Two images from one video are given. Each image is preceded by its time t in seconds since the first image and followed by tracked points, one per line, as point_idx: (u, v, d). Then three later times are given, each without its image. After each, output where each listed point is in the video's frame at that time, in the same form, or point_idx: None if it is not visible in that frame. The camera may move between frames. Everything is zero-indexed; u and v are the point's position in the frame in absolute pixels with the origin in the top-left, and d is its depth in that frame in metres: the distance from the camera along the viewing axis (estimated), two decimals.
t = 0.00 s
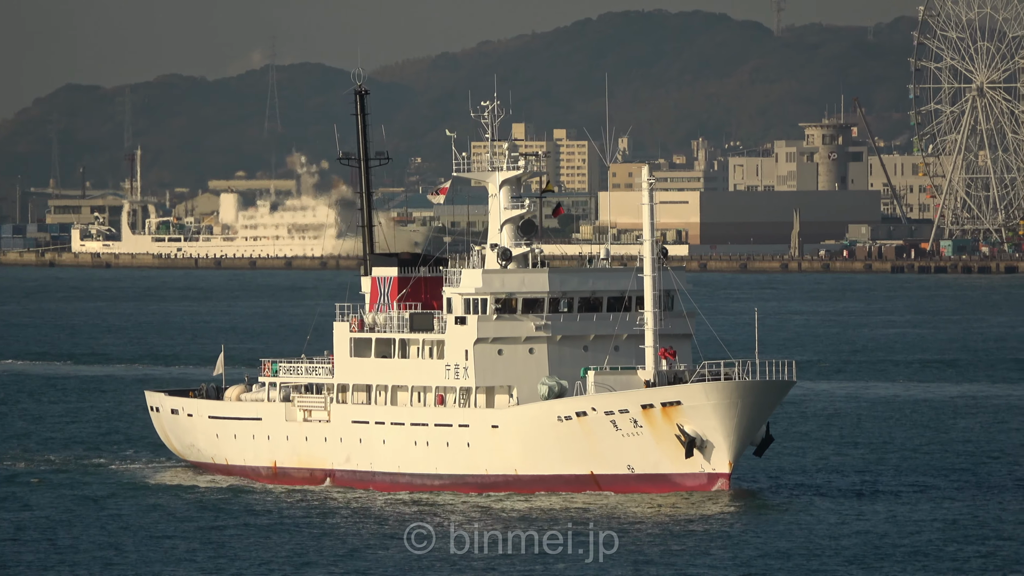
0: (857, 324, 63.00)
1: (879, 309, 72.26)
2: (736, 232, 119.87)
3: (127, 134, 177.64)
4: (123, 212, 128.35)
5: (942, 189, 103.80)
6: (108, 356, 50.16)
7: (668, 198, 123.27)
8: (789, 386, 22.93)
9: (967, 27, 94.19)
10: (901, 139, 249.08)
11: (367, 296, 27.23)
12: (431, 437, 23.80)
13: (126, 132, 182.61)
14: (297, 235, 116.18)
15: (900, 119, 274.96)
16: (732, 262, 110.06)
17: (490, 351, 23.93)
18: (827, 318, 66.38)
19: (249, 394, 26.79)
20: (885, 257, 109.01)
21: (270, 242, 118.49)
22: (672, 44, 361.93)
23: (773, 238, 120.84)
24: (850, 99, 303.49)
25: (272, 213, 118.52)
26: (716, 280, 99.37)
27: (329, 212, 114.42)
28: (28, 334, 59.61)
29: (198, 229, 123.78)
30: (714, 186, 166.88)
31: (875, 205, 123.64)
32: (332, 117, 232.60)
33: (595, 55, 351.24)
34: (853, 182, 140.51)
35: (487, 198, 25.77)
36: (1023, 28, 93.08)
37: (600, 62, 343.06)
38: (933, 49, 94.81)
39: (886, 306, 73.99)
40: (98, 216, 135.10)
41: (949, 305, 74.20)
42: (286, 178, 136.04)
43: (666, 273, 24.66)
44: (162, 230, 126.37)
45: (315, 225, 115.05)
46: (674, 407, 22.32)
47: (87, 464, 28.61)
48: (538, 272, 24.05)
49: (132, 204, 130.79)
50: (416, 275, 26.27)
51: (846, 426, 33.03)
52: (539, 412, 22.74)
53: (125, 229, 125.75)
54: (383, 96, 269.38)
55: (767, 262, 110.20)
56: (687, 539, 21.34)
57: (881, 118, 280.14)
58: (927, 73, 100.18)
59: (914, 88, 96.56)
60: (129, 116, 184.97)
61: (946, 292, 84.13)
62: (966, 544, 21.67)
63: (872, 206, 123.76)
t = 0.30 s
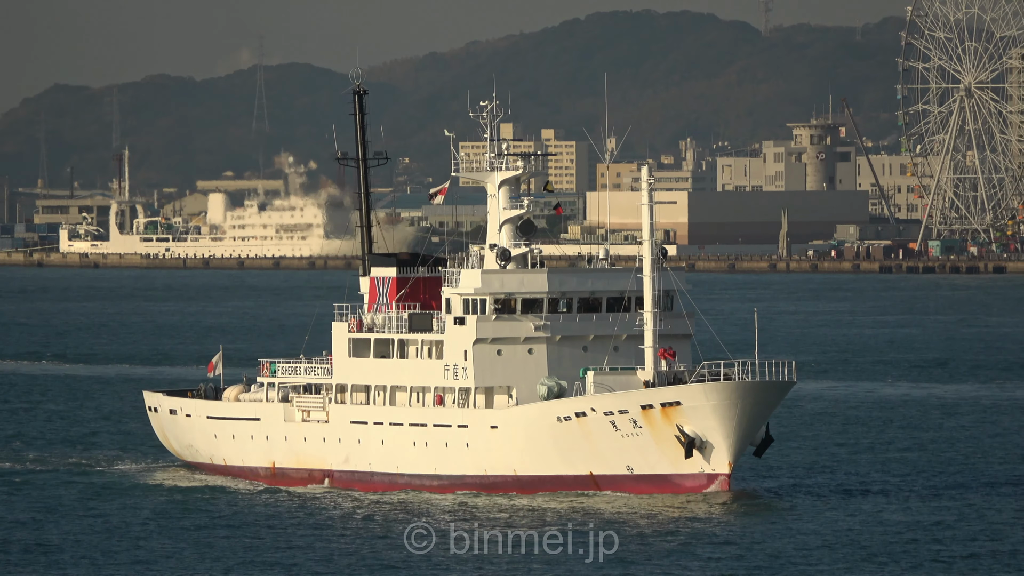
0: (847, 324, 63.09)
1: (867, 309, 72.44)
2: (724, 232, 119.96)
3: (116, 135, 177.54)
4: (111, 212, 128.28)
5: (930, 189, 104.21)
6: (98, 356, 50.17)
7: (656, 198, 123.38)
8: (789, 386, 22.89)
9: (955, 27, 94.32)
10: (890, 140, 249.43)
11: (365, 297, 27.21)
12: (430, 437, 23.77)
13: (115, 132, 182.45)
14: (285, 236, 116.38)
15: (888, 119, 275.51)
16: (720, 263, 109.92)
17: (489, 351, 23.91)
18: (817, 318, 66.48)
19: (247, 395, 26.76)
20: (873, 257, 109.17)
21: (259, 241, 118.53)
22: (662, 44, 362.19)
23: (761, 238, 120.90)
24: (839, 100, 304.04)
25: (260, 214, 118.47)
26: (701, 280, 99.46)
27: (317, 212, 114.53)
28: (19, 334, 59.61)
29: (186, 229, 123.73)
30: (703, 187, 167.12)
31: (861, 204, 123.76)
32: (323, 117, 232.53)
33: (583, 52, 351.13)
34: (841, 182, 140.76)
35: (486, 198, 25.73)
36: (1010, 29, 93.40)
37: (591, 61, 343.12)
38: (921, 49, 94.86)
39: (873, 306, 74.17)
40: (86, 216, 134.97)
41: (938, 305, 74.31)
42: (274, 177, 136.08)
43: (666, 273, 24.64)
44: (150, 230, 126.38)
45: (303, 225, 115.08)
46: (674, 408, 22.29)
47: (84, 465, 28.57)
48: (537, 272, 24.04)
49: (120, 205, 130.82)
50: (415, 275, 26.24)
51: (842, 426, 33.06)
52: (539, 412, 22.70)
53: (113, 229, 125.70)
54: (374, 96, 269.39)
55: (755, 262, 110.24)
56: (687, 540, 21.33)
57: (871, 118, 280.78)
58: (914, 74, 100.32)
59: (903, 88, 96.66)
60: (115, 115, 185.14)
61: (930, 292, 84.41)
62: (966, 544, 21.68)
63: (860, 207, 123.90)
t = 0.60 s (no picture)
0: (838, 323, 63.24)
1: (856, 309, 72.55)
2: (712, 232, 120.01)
3: (105, 135, 177.47)
4: (100, 212, 128.25)
5: (918, 189, 104.70)
6: (89, 357, 50.15)
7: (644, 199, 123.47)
8: (789, 387, 22.83)
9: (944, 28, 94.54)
10: (880, 140, 249.95)
11: (365, 297, 27.18)
12: (428, 438, 23.76)
13: (104, 132, 182.16)
14: (274, 236, 116.50)
15: (876, 119, 276.04)
16: (708, 262, 109.89)
17: (489, 352, 23.87)
18: (808, 317, 66.58)
19: (246, 395, 26.73)
20: (862, 257, 109.39)
21: (248, 240, 118.53)
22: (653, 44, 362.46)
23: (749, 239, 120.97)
24: (828, 100, 304.69)
25: (248, 214, 118.46)
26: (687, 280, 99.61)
27: (305, 212, 114.57)
28: (9, 334, 59.59)
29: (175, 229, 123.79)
30: (692, 187, 167.29)
31: (849, 205, 124.09)
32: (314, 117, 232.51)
33: (574, 51, 351.23)
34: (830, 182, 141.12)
35: (485, 198, 25.70)
36: (998, 29, 93.79)
37: (581, 60, 343.19)
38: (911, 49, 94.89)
39: (861, 306, 74.32)
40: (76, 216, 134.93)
41: (927, 305, 74.49)
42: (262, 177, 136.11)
43: (666, 273, 24.61)
44: (139, 230, 126.49)
45: (292, 226, 114.94)
46: (673, 408, 22.24)
47: (81, 465, 28.55)
48: (536, 273, 24.01)
49: (109, 205, 130.78)
50: (414, 275, 26.20)
51: (836, 426, 33.07)
52: (537, 413, 22.66)
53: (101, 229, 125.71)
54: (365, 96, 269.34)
55: (743, 262, 110.31)
56: (686, 540, 21.33)
57: (860, 118, 281.47)
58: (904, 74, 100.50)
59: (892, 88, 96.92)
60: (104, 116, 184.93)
61: (916, 292, 84.69)
62: (966, 545, 21.68)
63: (849, 207, 124.07)
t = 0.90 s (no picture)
0: (827, 324, 63.32)
1: (845, 308, 72.62)
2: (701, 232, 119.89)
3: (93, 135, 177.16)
4: (87, 211, 128.10)
5: (907, 189, 105.12)
6: (79, 356, 50.02)
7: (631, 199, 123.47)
8: (789, 388, 22.83)
9: (932, 27, 94.68)
10: (868, 141, 250.39)
11: (363, 297, 27.16)
12: (427, 439, 23.72)
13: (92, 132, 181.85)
14: (261, 236, 116.07)
15: (863, 119, 276.54)
16: (696, 263, 109.79)
17: (487, 352, 23.85)
18: (797, 318, 66.65)
19: (244, 396, 26.71)
20: (850, 257, 109.43)
21: (235, 241, 118.45)
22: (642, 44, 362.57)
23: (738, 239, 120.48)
24: (815, 100, 305.23)
25: (236, 214, 118.18)
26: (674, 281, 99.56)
27: (293, 212, 113.95)
28: None
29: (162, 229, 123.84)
30: (681, 187, 167.32)
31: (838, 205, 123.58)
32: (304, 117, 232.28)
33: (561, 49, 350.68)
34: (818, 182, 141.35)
35: (484, 198, 25.67)
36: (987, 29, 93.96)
37: (571, 58, 343.07)
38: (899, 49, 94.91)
39: (848, 305, 74.42)
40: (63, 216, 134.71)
41: (914, 305, 74.67)
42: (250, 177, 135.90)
43: (665, 274, 24.61)
44: (126, 230, 126.44)
45: (280, 226, 114.73)
46: (673, 409, 22.21)
47: (78, 466, 28.50)
48: (536, 273, 24.00)
49: (95, 205, 130.45)
50: (412, 276, 26.16)
51: (831, 426, 33.08)
52: (537, 414, 22.62)
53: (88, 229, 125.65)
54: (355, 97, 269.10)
55: (731, 262, 110.13)
56: (686, 541, 21.33)
57: (848, 117, 282.08)
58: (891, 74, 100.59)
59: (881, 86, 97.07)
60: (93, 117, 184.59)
61: (903, 292, 84.97)
62: (965, 545, 21.71)
63: (838, 208, 124.10)
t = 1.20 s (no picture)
0: (818, 324, 63.44)
1: (835, 308, 72.80)
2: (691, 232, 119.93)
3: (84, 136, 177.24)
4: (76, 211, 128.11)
5: (896, 189, 105.40)
6: (71, 356, 50.12)
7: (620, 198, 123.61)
8: (789, 388, 22.80)
9: (921, 28, 94.80)
10: (858, 140, 250.80)
11: (363, 297, 27.15)
12: (427, 439, 23.68)
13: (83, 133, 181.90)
14: (251, 236, 116.06)
15: (852, 119, 276.98)
16: (685, 263, 109.87)
17: (487, 352, 23.80)
18: (788, 317, 66.77)
19: (243, 397, 26.70)
20: (839, 257, 109.56)
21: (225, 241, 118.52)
22: (634, 44, 362.73)
23: (727, 238, 120.55)
24: (804, 100, 305.63)
25: (225, 214, 118.30)
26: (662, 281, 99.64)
27: (282, 212, 113.86)
28: None
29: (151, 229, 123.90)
30: (672, 187, 167.45)
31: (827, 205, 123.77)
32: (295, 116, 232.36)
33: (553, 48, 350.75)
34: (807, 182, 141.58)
35: (484, 198, 25.63)
36: (976, 30, 94.11)
37: (563, 58, 343.28)
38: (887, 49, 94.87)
39: (836, 306, 74.61)
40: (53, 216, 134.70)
41: (902, 305, 74.83)
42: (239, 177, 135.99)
43: (666, 274, 24.58)
44: (116, 230, 126.44)
45: (270, 225, 114.70)
46: (673, 410, 22.17)
47: (76, 467, 28.49)
48: (536, 273, 23.96)
49: (85, 205, 130.59)
50: (412, 276, 26.15)
51: (826, 426, 33.13)
52: (537, 415, 22.58)
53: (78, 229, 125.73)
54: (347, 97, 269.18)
55: (721, 262, 110.07)
56: (687, 541, 21.32)
57: (838, 117, 282.59)
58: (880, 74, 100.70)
59: (869, 86, 97.24)
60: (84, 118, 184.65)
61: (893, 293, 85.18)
62: (965, 545, 21.73)
63: (828, 208, 124.16)
